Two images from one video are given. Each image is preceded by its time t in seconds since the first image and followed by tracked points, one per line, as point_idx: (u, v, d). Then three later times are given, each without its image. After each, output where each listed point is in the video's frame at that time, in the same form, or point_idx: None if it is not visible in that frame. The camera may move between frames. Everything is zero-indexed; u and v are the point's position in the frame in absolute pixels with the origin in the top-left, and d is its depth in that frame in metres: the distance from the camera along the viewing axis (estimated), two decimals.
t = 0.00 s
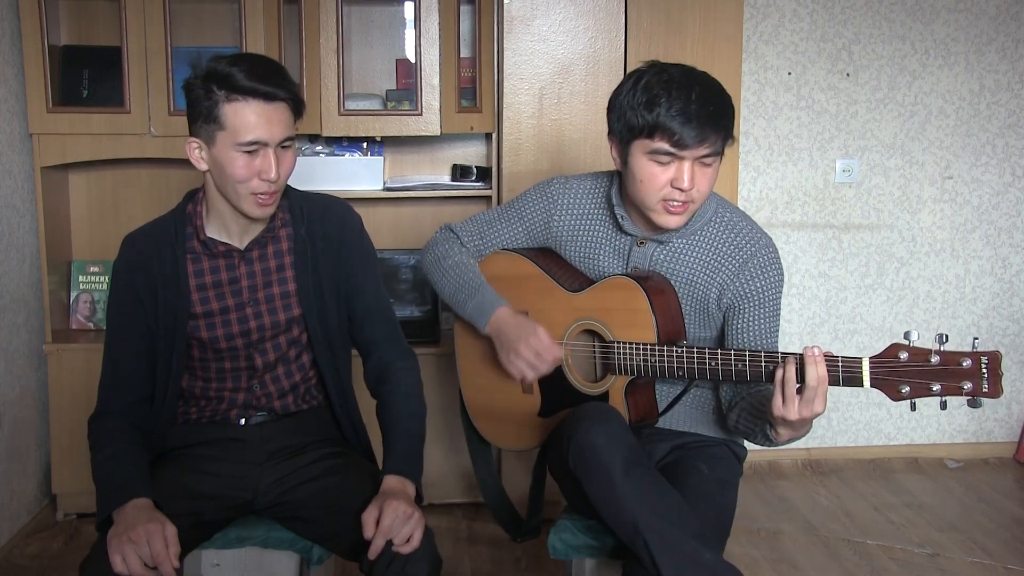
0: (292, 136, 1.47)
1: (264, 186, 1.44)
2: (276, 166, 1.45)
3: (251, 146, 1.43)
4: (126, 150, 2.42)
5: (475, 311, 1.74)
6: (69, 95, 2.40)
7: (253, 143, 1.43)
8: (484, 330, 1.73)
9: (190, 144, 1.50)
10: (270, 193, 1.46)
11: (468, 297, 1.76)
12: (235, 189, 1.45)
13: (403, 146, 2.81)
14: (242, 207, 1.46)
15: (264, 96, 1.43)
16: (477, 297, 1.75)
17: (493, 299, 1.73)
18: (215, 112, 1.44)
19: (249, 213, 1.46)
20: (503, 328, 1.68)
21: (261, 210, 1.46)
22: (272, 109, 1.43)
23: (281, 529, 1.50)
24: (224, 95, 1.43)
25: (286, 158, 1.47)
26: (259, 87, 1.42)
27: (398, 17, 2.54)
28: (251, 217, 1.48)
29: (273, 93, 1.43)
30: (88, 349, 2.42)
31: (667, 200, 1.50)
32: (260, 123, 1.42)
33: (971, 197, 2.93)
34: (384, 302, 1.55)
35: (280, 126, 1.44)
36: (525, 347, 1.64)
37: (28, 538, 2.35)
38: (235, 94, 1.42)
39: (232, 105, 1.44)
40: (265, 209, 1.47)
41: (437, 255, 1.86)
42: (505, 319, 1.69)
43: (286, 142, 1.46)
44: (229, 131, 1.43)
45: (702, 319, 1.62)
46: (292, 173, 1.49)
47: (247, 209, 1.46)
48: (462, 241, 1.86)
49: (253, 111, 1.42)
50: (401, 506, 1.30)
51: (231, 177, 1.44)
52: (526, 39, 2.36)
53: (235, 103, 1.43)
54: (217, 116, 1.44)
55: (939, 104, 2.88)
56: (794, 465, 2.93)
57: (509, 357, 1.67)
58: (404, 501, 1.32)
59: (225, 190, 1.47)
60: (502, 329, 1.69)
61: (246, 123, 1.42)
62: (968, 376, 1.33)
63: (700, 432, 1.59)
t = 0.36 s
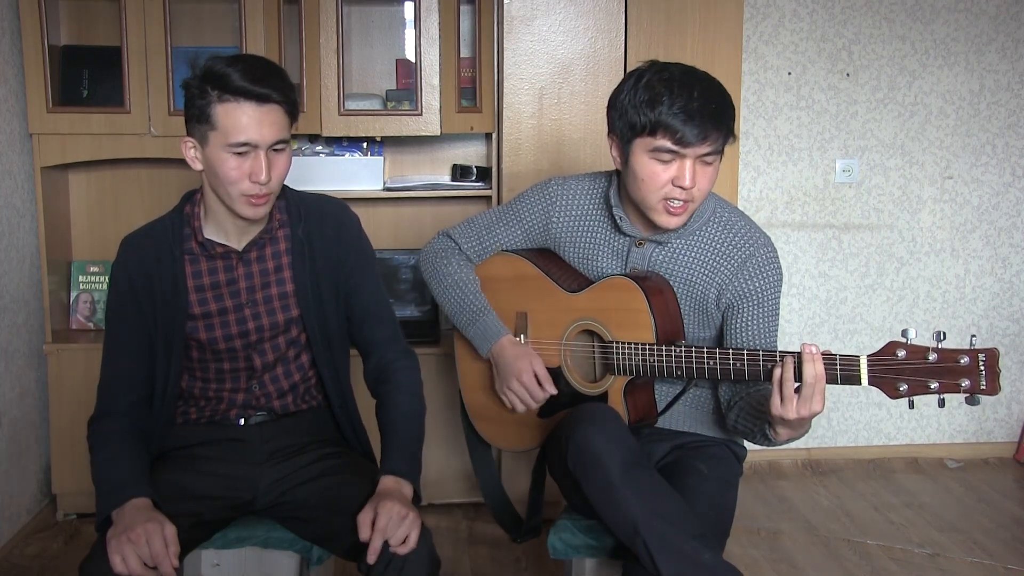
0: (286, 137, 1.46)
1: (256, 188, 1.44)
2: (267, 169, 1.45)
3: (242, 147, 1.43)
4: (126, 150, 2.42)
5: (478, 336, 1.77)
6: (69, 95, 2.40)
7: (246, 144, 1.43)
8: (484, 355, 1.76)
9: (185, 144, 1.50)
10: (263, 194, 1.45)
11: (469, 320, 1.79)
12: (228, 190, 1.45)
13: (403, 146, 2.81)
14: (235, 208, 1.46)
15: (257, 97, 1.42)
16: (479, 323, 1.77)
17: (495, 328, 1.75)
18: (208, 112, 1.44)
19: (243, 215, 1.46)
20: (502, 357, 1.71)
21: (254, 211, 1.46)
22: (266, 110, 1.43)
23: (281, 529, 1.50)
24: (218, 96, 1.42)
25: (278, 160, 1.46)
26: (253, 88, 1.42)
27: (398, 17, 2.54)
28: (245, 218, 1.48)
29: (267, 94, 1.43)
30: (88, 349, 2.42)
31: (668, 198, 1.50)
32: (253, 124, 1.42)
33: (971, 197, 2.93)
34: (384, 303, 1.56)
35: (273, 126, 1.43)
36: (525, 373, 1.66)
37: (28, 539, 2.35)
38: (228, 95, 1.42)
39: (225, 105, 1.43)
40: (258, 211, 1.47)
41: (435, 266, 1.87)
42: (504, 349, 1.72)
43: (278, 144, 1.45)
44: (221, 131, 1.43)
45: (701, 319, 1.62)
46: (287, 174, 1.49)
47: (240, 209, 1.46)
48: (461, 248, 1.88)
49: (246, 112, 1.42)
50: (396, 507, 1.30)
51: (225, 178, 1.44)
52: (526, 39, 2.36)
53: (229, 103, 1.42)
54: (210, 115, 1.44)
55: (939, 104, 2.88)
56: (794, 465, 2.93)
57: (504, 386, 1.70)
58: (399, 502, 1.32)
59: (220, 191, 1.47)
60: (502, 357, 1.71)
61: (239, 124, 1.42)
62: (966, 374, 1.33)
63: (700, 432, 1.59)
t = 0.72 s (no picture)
0: (292, 137, 1.46)
1: (259, 185, 1.44)
2: (272, 167, 1.45)
3: (247, 144, 1.43)
4: (126, 150, 2.42)
5: (471, 321, 1.75)
6: (69, 95, 2.40)
7: (250, 141, 1.43)
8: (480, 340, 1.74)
9: (192, 139, 1.50)
10: (265, 192, 1.45)
11: (463, 306, 1.77)
12: (230, 185, 1.45)
13: (403, 146, 2.81)
14: (236, 203, 1.46)
15: (264, 96, 1.42)
16: (473, 306, 1.75)
17: (487, 310, 1.74)
18: (215, 108, 1.44)
19: (244, 211, 1.46)
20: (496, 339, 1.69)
21: (256, 207, 1.46)
22: (272, 109, 1.43)
23: (281, 529, 1.49)
24: (225, 92, 1.43)
25: (283, 159, 1.46)
26: (259, 86, 1.42)
27: (398, 17, 2.54)
28: (247, 215, 1.48)
29: (274, 93, 1.43)
30: (88, 349, 2.42)
31: (672, 189, 1.50)
32: (259, 122, 1.42)
33: (971, 197, 2.93)
34: (383, 303, 1.56)
35: (278, 124, 1.43)
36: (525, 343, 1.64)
37: (28, 539, 2.35)
38: (236, 92, 1.42)
39: (232, 103, 1.43)
40: (260, 208, 1.46)
41: (434, 260, 1.86)
42: (498, 330, 1.70)
43: (284, 144, 1.45)
44: (227, 128, 1.43)
45: (702, 318, 1.62)
46: (291, 173, 1.48)
47: (241, 205, 1.46)
48: (462, 242, 1.86)
49: (253, 110, 1.42)
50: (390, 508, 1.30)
51: (227, 173, 1.44)
52: (526, 39, 2.36)
53: (236, 100, 1.42)
54: (217, 111, 1.44)
55: (939, 104, 2.88)
56: (794, 465, 2.93)
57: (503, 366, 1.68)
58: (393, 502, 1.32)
59: (223, 186, 1.47)
60: (497, 338, 1.69)
61: (245, 121, 1.42)
62: (969, 378, 1.33)
63: (700, 432, 1.58)
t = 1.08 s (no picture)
0: (298, 134, 1.46)
1: (264, 181, 1.44)
2: (277, 163, 1.44)
3: (253, 140, 1.43)
4: (126, 150, 2.42)
5: (478, 303, 1.74)
6: (69, 95, 2.40)
7: (256, 138, 1.43)
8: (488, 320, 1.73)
9: (198, 135, 1.49)
10: (270, 188, 1.45)
11: (469, 291, 1.76)
12: (235, 181, 1.45)
13: (403, 146, 2.81)
14: (241, 198, 1.46)
15: (271, 92, 1.42)
16: (479, 288, 1.75)
17: (495, 290, 1.73)
18: (222, 104, 1.44)
19: (248, 206, 1.46)
20: (506, 317, 1.69)
21: (260, 203, 1.46)
22: (279, 106, 1.43)
23: (282, 529, 1.49)
24: (232, 88, 1.42)
25: (288, 156, 1.46)
26: (266, 83, 1.42)
27: (398, 17, 2.54)
28: (252, 211, 1.48)
29: (281, 90, 1.43)
30: (88, 349, 2.42)
31: (673, 185, 1.50)
32: (266, 119, 1.42)
33: (971, 197, 2.93)
34: (381, 304, 1.57)
35: (284, 121, 1.43)
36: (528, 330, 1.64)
37: (29, 538, 2.35)
38: (243, 88, 1.42)
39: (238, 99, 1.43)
40: (265, 203, 1.46)
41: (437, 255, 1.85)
42: (506, 307, 1.70)
43: (290, 140, 1.45)
44: (234, 123, 1.43)
45: (702, 314, 1.62)
46: (296, 170, 1.48)
47: (246, 200, 1.45)
48: (463, 238, 1.86)
49: (261, 107, 1.42)
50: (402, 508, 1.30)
51: (232, 169, 1.44)
52: (526, 39, 2.36)
53: (243, 97, 1.42)
54: (224, 107, 1.44)
55: (939, 104, 2.88)
56: (794, 465, 2.93)
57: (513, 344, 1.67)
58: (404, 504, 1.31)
59: (227, 181, 1.47)
60: (507, 317, 1.69)
61: (252, 118, 1.42)
62: (970, 370, 1.33)
63: (701, 432, 1.58)
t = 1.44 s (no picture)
0: (291, 133, 1.46)
1: (256, 180, 1.44)
2: (269, 163, 1.44)
3: (245, 139, 1.43)
4: (126, 150, 2.42)
5: (476, 330, 1.74)
6: (69, 95, 2.40)
7: (247, 136, 1.43)
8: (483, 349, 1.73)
9: (194, 135, 1.51)
10: (263, 187, 1.45)
11: (469, 315, 1.76)
12: (229, 181, 1.45)
13: (403, 146, 2.81)
14: (236, 198, 1.46)
15: (263, 91, 1.42)
16: (479, 316, 1.74)
17: (496, 322, 1.73)
18: (216, 103, 1.44)
19: (243, 205, 1.46)
20: (503, 353, 1.68)
21: (254, 202, 1.46)
22: (271, 104, 1.43)
23: (281, 529, 1.50)
24: (225, 87, 1.43)
25: (281, 155, 1.46)
26: (259, 82, 1.42)
27: (398, 17, 2.54)
28: (248, 211, 1.48)
29: (273, 88, 1.43)
30: (88, 349, 2.42)
31: (667, 186, 1.50)
32: (258, 118, 1.42)
33: (971, 197, 2.93)
34: (384, 303, 1.57)
35: (276, 120, 1.43)
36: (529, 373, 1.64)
37: (29, 538, 2.35)
38: (235, 87, 1.42)
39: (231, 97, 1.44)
40: (259, 202, 1.46)
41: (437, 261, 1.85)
42: (505, 341, 1.70)
43: (283, 139, 1.45)
44: (226, 122, 1.43)
45: (702, 316, 1.62)
46: (291, 169, 1.48)
47: (240, 199, 1.46)
48: (463, 245, 1.86)
49: (254, 106, 1.42)
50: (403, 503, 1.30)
51: (225, 168, 1.44)
52: (526, 39, 2.36)
53: (234, 95, 1.42)
54: (216, 106, 1.44)
55: (939, 104, 2.88)
56: (794, 465, 2.93)
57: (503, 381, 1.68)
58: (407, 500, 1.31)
59: (222, 180, 1.47)
60: (502, 353, 1.68)
61: (244, 117, 1.42)
62: (970, 367, 1.33)
63: (701, 432, 1.57)
